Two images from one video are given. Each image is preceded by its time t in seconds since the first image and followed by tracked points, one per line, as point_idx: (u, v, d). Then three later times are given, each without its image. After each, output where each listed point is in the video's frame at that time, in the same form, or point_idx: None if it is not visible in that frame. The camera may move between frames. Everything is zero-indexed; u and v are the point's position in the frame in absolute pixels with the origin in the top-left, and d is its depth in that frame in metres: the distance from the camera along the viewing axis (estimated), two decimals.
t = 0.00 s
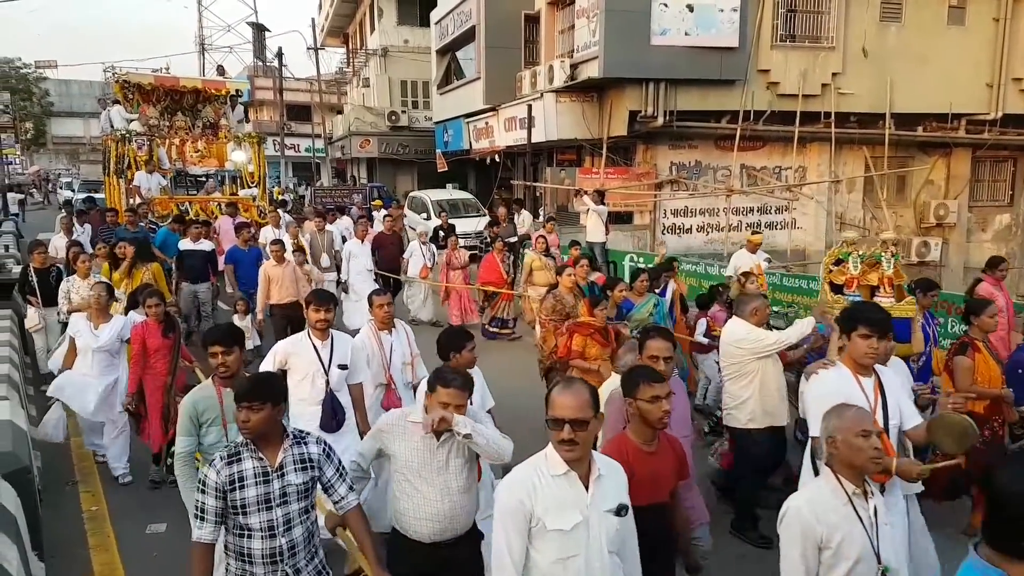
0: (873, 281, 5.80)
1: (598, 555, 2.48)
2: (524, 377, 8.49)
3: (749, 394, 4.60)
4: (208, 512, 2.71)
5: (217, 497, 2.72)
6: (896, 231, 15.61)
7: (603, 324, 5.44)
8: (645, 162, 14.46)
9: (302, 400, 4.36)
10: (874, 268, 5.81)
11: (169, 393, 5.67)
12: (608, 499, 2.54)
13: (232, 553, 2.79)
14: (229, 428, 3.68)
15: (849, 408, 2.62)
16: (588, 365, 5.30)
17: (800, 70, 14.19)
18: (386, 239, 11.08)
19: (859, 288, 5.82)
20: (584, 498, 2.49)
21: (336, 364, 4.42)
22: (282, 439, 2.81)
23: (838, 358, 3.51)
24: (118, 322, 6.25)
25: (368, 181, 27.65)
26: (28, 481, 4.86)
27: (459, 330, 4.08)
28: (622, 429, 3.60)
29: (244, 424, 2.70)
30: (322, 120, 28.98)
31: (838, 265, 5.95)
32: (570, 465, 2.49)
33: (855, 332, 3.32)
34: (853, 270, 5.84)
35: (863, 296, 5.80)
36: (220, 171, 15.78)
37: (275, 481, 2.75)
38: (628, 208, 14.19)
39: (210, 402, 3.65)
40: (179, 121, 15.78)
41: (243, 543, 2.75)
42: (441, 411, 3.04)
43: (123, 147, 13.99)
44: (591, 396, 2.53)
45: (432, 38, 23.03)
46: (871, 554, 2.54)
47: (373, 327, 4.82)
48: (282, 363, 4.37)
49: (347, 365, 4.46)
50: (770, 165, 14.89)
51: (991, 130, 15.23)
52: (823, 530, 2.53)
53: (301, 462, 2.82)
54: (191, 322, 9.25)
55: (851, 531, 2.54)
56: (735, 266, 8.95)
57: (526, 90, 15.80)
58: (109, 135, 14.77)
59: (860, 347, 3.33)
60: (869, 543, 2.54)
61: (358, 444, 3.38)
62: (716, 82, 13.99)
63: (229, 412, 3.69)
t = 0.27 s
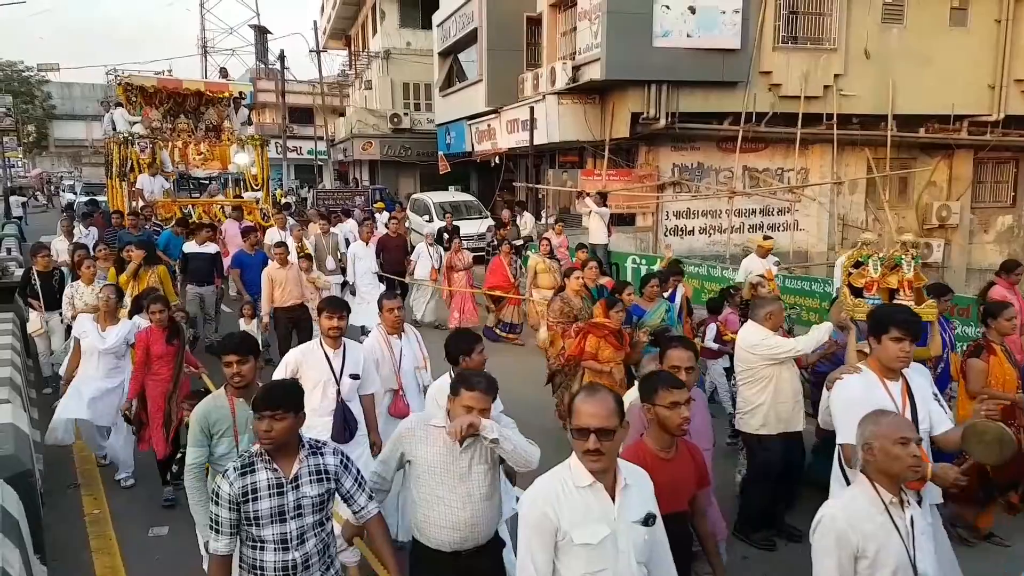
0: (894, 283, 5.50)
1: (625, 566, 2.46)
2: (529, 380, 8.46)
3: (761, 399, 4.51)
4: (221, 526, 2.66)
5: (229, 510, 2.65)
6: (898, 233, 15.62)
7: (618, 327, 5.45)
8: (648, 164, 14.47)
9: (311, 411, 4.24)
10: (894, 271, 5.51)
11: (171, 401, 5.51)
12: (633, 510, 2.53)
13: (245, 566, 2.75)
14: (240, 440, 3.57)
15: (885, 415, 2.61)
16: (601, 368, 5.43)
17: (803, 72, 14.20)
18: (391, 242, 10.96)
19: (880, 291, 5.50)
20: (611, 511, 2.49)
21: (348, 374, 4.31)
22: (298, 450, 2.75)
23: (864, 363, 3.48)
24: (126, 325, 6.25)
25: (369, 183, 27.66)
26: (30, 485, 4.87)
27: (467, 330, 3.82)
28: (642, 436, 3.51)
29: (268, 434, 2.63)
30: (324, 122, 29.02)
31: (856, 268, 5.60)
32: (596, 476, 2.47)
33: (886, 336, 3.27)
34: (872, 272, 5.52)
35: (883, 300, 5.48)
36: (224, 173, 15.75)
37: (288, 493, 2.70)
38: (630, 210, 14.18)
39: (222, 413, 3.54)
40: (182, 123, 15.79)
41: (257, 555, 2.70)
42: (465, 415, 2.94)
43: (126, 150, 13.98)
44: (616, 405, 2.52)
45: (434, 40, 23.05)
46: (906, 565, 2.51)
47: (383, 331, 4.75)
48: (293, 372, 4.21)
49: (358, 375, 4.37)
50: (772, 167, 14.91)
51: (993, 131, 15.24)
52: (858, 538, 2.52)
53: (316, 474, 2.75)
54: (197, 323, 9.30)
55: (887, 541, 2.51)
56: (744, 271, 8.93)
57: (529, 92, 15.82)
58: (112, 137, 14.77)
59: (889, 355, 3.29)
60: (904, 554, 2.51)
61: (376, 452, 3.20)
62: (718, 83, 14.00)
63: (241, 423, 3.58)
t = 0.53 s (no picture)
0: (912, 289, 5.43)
1: None
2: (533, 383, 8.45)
3: (775, 407, 4.46)
4: (232, 533, 2.65)
5: (239, 516, 2.62)
6: (901, 234, 15.59)
7: (631, 332, 5.59)
8: (650, 166, 14.48)
9: (324, 414, 4.09)
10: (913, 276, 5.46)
11: (173, 410, 5.45)
12: (663, 527, 2.40)
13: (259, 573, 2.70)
14: (254, 446, 3.54)
15: (927, 426, 2.38)
16: (613, 372, 5.58)
17: (804, 73, 14.19)
18: (398, 246, 10.89)
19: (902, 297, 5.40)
20: (640, 528, 2.32)
21: (361, 379, 4.17)
22: (308, 456, 2.68)
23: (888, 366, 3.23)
24: (131, 330, 6.10)
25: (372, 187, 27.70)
26: (34, 490, 4.85)
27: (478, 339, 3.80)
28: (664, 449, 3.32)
29: (289, 440, 2.57)
30: (326, 127, 29.11)
31: (876, 273, 5.52)
32: (624, 493, 2.31)
33: (918, 343, 3.00)
34: (892, 277, 5.42)
35: (904, 305, 5.37)
36: (227, 178, 15.49)
37: (299, 501, 2.63)
38: (632, 212, 14.17)
39: (235, 420, 3.51)
40: (185, 128, 15.81)
41: (271, 563, 2.64)
42: (483, 420, 2.86)
43: (130, 155, 14.02)
44: (644, 419, 2.35)
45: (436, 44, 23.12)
46: None
47: (394, 338, 4.61)
48: (306, 376, 4.12)
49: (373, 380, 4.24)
50: (775, 169, 14.90)
51: (996, 132, 15.23)
52: (902, 556, 2.27)
53: (328, 479, 2.68)
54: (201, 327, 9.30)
55: (931, 562, 2.27)
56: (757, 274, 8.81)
57: (530, 95, 15.84)
58: (116, 142, 14.81)
59: (920, 359, 3.01)
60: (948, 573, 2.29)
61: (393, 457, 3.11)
62: (720, 85, 14.00)
63: (254, 428, 3.56)
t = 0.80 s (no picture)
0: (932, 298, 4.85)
1: None
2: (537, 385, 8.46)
3: (789, 415, 4.57)
4: (236, 548, 2.65)
5: (245, 534, 2.61)
6: (903, 237, 15.57)
7: (643, 338, 5.51)
8: (651, 169, 14.48)
9: (333, 422, 4.00)
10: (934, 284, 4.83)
11: (178, 413, 5.42)
12: (691, 549, 2.38)
13: None
14: (263, 452, 3.49)
15: (963, 446, 2.35)
16: (625, 378, 5.52)
17: (806, 76, 14.20)
18: (403, 250, 10.79)
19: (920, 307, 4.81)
20: (669, 553, 2.31)
21: (371, 386, 4.05)
22: (315, 470, 2.65)
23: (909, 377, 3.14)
24: (134, 334, 5.96)
25: (373, 189, 27.70)
26: (35, 491, 4.86)
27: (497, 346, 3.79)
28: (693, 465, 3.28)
29: (303, 450, 2.56)
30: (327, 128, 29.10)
31: (894, 280, 4.83)
32: (652, 517, 2.31)
33: (951, 355, 2.92)
34: (911, 286, 4.78)
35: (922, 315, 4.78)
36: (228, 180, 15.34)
37: (308, 517, 2.61)
38: (633, 214, 14.17)
39: (244, 425, 3.47)
40: (187, 129, 15.80)
41: None
42: (495, 428, 2.84)
43: (131, 157, 14.02)
44: (671, 440, 2.33)
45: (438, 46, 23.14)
46: None
47: (407, 347, 4.57)
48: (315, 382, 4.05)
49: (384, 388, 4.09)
50: (776, 171, 14.92)
51: (997, 135, 15.24)
52: None
53: (338, 494, 2.65)
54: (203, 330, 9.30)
55: None
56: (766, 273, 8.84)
57: (531, 98, 15.83)
58: (117, 144, 14.80)
59: (950, 372, 2.92)
60: None
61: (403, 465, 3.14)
62: (722, 88, 14.00)
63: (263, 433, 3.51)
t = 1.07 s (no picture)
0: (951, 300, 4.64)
1: None
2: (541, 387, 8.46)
3: (809, 416, 4.49)
4: (241, 567, 2.60)
5: (251, 553, 2.57)
6: (903, 238, 15.58)
7: (654, 342, 5.39)
8: (652, 170, 14.48)
9: (344, 425, 3.97)
10: (952, 287, 4.61)
11: (182, 418, 5.39)
12: (721, 564, 2.35)
13: None
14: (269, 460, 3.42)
15: (1005, 458, 2.28)
16: (638, 385, 5.36)
17: (806, 77, 14.21)
18: (408, 251, 11.02)
19: (934, 308, 4.65)
20: (700, 568, 2.28)
21: (382, 388, 4.01)
22: (322, 486, 2.59)
23: (932, 391, 3.09)
24: (134, 341, 5.79)
25: (374, 190, 27.71)
26: (36, 494, 4.84)
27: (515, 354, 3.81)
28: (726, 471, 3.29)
29: (312, 465, 2.52)
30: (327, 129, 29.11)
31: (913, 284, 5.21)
32: (682, 532, 2.28)
33: (983, 367, 2.88)
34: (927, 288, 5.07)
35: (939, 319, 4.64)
36: (230, 181, 15.33)
37: (315, 535, 2.56)
38: (634, 216, 14.17)
39: (249, 433, 3.40)
40: (188, 130, 15.78)
41: None
42: (505, 439, 2.82)
43: (132, 158, 14.00)
44: (700, 452, 2.29)
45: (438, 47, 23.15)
46: None
47: (422, 350, 4.54)
48: (326, 385, 3.98)
49: (395, 390, 4.05)
50: (777, 173, 14.92)
51: (998, 136, 15.26)
52: None
53: (346, 511, 2.60)
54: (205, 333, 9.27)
55: None
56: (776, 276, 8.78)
57: (532, 99, 15.83)
58: (118, 145, 14.78)
59: (979, 384, 2.88)
60: None
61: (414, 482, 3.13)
62: (723, 89, 14.00)
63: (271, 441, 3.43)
